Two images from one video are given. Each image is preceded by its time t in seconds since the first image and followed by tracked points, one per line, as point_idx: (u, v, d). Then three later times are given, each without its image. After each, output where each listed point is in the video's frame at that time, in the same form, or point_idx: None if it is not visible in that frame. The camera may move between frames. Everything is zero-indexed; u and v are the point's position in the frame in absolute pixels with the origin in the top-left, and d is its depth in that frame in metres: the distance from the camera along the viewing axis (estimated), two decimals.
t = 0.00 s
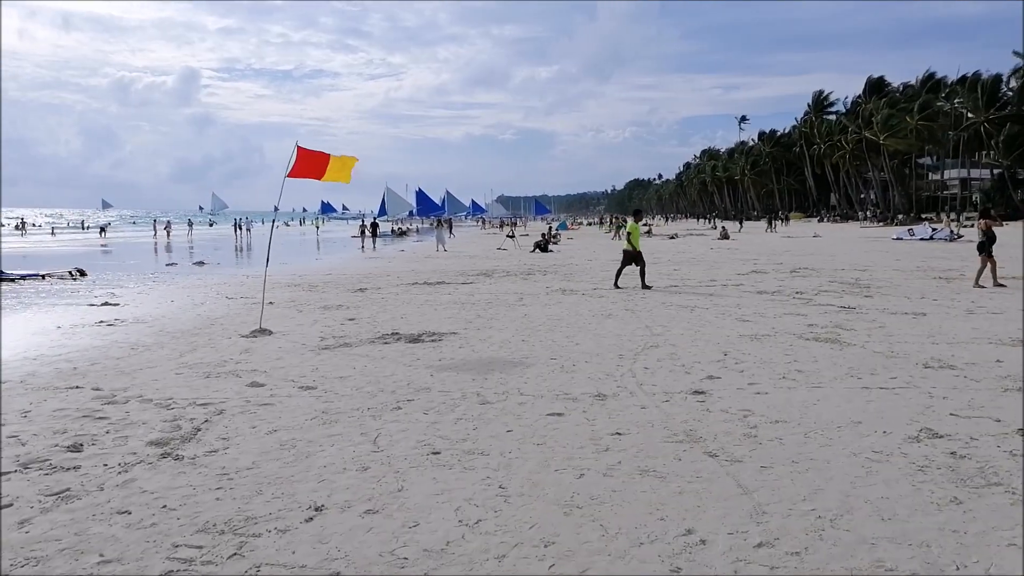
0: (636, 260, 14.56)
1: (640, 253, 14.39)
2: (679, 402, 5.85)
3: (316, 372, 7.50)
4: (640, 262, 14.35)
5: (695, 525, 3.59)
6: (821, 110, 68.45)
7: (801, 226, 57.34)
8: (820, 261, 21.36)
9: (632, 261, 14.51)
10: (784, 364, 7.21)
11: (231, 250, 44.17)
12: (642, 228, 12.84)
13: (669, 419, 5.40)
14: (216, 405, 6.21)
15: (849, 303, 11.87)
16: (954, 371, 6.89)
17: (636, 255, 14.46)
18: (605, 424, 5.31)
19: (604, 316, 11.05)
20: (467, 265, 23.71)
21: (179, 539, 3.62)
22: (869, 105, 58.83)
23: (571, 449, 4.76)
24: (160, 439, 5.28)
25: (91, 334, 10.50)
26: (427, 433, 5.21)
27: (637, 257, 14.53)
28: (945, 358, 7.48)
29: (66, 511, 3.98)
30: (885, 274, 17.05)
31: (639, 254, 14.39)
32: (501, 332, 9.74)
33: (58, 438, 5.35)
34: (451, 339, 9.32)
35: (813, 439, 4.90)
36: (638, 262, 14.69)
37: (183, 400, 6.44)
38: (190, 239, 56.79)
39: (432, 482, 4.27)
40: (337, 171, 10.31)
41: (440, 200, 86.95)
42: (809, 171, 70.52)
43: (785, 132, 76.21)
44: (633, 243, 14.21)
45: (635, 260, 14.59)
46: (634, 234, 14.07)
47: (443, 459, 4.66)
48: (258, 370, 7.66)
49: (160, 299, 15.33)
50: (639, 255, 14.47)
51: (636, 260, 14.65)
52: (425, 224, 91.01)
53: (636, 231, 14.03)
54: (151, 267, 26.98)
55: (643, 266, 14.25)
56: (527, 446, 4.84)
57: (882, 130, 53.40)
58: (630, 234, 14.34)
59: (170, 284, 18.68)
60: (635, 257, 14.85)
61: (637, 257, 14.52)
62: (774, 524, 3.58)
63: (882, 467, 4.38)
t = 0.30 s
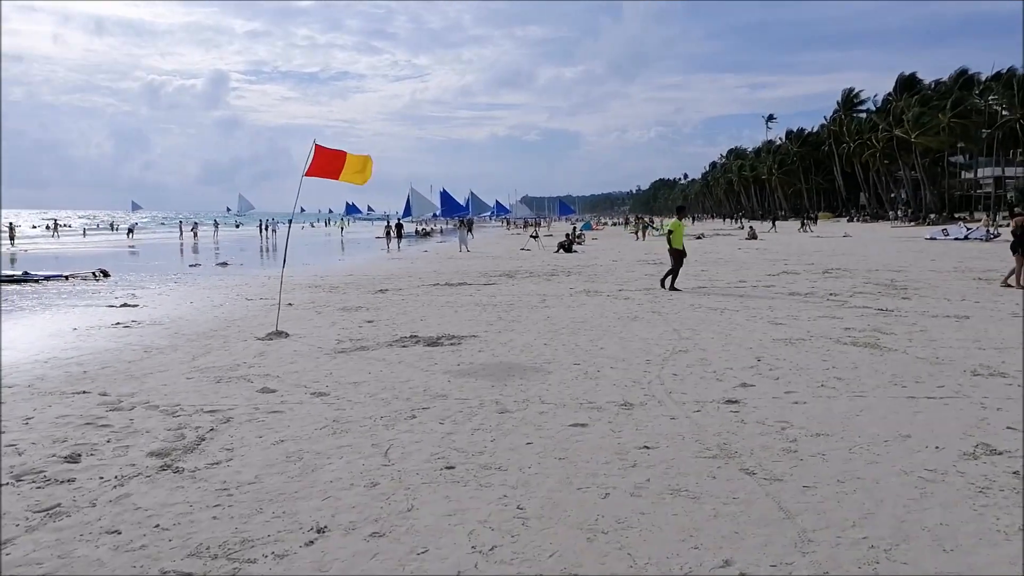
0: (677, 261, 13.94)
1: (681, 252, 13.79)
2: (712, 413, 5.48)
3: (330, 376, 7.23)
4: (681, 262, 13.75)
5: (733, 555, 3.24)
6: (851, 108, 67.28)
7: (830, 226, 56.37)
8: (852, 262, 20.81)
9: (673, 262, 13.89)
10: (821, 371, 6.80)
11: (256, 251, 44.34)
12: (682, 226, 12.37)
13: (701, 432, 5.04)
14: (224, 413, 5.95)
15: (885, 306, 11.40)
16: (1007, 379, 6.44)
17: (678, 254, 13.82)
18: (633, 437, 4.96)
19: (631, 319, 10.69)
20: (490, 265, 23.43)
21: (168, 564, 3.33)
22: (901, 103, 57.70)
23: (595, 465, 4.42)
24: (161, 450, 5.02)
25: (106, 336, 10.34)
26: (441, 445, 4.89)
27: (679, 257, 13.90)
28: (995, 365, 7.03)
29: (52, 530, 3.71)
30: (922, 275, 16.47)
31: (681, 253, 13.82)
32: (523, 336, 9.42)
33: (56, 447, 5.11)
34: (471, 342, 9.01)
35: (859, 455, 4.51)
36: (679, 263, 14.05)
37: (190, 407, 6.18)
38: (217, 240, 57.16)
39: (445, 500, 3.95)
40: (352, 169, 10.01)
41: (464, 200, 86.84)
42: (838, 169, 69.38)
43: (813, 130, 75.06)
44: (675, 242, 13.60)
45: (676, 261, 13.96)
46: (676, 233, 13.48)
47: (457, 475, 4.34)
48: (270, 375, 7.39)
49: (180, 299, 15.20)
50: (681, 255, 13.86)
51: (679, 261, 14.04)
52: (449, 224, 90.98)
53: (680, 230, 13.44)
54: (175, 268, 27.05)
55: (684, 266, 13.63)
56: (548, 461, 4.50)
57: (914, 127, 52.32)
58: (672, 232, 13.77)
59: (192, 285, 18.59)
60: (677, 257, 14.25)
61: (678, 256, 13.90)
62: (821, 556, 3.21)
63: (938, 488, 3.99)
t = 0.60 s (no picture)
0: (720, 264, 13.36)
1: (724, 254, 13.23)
2: (747, 431, 5.11)
3: (343, 384, 6.94)
4: (724, 264, 13.18)
5: None
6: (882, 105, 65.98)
7: (860, 225, 55.32)
8: (886, 263, 20.21)
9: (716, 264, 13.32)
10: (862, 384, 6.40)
11: (280, 249, 44.43)
12: (722, 225, 11.87)
13: (736, 453, 4.67)
14: (230, 425, 5.67)
15: (925, 310, 10.90)
16: None
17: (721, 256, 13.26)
18: (663, 457, 4.61)
19: (658, 323, 10.31)
20: (514, 265, 23.11)
21: None
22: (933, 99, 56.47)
23: (621, 491, 4.06)
24: (160, 467, 4.74)
25: (121, 338, 10.16)
26: (456, 465, 4.56)
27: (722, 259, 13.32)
28: None
29: (32, 561, 3.43)
30: (962, 278, 15.87)
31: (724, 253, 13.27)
32: (546, 341, 9.08)
33: (51, 462, 4.86)
34: (491, 347, 8.69)
35: (911, 483, 4.13)
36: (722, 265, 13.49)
37: (196, 418, 5.92)
38: (242, 238, 57.45)
39: (457, 531, 3.62)
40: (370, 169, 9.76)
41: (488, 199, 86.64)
42: (869, 167, 68.13)
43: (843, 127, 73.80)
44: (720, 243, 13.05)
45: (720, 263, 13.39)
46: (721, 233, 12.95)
47: (472, 500, 4.01)
48: (282, 382, 7.12)
49: (200, 300, 15.03)
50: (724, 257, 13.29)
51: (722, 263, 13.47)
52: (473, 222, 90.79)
53: (725, 231, 12.91)
54: (197, 267, 27.03)
55: (727, 269, 13.05)
56: (570, 485, 4.17)
57: (947, 124, 51.14)
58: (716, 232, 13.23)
59: (213, 285, 18.48)
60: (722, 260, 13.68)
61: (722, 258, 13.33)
62: None
63: (1004, 524, 3.59)
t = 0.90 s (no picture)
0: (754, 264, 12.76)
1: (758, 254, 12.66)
2: (771, 447, 4.74)
3: (340, 391, 6.61)
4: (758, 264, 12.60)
5: None
6: (894, 105, 65.28)
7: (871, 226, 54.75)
8: (902, 265, 19.74)
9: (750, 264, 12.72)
10: (890, 394, 6.02)
11: (287, 250, 44.27)
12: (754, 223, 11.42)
13: (761, 472, 4.31)
14: (218, 436, 5.33)
15: (949, 314, 10.47)
16: None
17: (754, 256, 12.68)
18: (682, 476, 4.24)
19: (670, 328, 9.92)
20: (522, 267, 22.74)
21: None
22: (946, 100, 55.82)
23: (637, 517, 3.70)
24: (139, 483, 4.41)
25: (115, 341, 9.85)
26: (456, 484, 4.20)
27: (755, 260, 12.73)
28: None
29: None
30: (981, 280, 15.43)
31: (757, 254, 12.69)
32: (553, 345, 8.73)
33: (23, 478, 4.53)
34: (497, 353, 8.33)
35: (956, 507, 3.76)
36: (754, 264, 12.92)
37: (183, 428, 5.58)
38: (249, 238, 57.30)
39: (456, 563, 3.26)
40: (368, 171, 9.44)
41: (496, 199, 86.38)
42: (880, 168, 67.49)
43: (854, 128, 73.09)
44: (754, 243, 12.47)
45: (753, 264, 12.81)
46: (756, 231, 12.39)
47: (474, 525, 3.66)
48: (276, 389, 6.78)
49: (200, 301, 14.74)
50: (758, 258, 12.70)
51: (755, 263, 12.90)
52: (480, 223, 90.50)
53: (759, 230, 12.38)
54: (202, 267, 26.76)
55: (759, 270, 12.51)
56: (581, 509, 3.81)
57: (960, 125, 50.55)
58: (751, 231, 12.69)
59: (216, 286, 18.18)
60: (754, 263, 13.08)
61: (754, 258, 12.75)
62: None
63: None
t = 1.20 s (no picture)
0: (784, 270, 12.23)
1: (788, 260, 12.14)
2: (791, 471, 4.40)
3: (332, 406, 6.28)
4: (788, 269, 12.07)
5: None
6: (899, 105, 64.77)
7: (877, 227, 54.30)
8: (913, 267, 19.35)
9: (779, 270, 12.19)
10: (914, 409, 5.68)
11: (289, 252, 44.01)
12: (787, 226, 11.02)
13: (780, 500, 3.97)
14: (198, 458, 5.01)
15: (966, 320, 10.11)
16: None
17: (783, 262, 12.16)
18: (696, 505, 3.90)
19: (678, 335, 9.58)
20: (525, 270, 22.41)
21: None
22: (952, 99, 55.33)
23: (646, 555, 3.37)
24: (108, 513, 4.08)
25: (104, 350, 9.54)
26: (449, 515, 3.87)
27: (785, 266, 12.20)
28: None
29: None
30: (995, 283, 15.05)
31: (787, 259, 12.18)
32: (556, 355, 8.40)
33: None
34: (498, 363, 8.00)
35: (997, 543, 3.43)
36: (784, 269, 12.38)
37: (162, 448, 5.26)
38: (251, 241, 57.07)
39: None
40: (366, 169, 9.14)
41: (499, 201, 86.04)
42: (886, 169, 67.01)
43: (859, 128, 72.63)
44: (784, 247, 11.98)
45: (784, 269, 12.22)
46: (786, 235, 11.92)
47: (467, 564, 3.33)
48: (264, 404, 6.45)
49: (196, 307, 14.43)
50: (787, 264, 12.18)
51: (785, 270, 12.37)
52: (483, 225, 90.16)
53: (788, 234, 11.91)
54: (201, 271, 26.46)
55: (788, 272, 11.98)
56: (586, 544, 3.48)
57: (966, 125, 50.08)
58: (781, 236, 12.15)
59: (214, 291, 17.87)
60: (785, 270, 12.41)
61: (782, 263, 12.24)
62: None
63: None
